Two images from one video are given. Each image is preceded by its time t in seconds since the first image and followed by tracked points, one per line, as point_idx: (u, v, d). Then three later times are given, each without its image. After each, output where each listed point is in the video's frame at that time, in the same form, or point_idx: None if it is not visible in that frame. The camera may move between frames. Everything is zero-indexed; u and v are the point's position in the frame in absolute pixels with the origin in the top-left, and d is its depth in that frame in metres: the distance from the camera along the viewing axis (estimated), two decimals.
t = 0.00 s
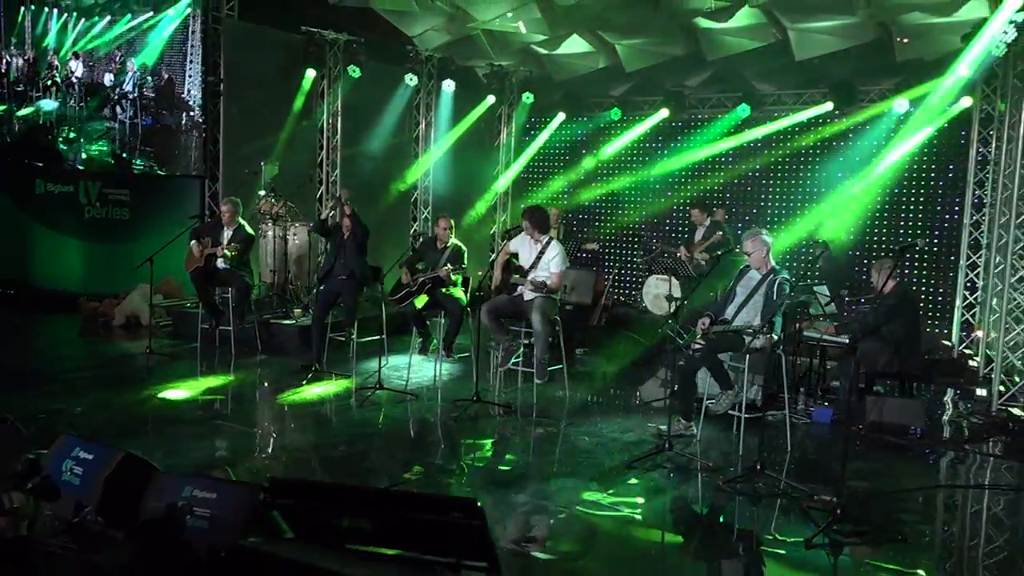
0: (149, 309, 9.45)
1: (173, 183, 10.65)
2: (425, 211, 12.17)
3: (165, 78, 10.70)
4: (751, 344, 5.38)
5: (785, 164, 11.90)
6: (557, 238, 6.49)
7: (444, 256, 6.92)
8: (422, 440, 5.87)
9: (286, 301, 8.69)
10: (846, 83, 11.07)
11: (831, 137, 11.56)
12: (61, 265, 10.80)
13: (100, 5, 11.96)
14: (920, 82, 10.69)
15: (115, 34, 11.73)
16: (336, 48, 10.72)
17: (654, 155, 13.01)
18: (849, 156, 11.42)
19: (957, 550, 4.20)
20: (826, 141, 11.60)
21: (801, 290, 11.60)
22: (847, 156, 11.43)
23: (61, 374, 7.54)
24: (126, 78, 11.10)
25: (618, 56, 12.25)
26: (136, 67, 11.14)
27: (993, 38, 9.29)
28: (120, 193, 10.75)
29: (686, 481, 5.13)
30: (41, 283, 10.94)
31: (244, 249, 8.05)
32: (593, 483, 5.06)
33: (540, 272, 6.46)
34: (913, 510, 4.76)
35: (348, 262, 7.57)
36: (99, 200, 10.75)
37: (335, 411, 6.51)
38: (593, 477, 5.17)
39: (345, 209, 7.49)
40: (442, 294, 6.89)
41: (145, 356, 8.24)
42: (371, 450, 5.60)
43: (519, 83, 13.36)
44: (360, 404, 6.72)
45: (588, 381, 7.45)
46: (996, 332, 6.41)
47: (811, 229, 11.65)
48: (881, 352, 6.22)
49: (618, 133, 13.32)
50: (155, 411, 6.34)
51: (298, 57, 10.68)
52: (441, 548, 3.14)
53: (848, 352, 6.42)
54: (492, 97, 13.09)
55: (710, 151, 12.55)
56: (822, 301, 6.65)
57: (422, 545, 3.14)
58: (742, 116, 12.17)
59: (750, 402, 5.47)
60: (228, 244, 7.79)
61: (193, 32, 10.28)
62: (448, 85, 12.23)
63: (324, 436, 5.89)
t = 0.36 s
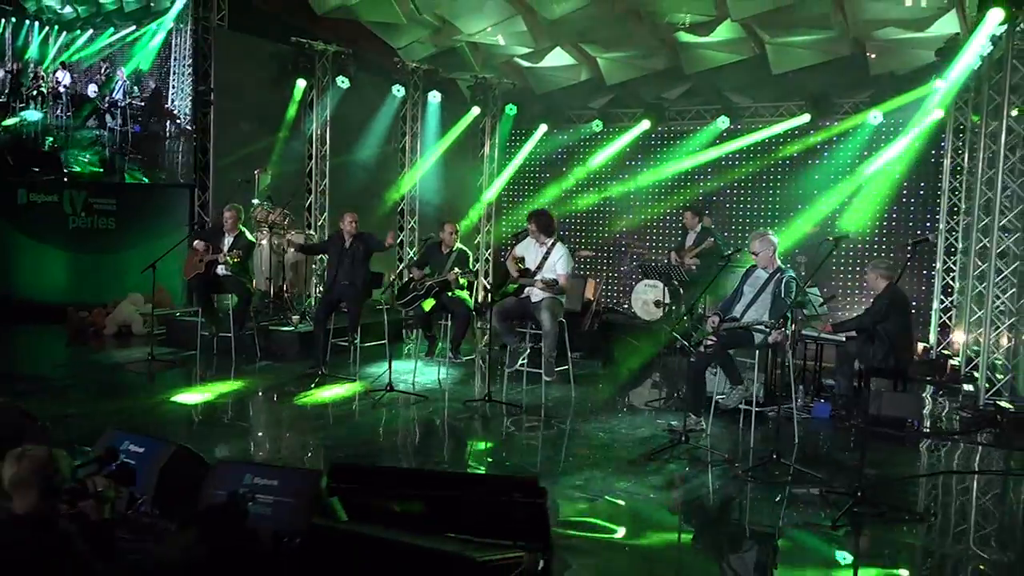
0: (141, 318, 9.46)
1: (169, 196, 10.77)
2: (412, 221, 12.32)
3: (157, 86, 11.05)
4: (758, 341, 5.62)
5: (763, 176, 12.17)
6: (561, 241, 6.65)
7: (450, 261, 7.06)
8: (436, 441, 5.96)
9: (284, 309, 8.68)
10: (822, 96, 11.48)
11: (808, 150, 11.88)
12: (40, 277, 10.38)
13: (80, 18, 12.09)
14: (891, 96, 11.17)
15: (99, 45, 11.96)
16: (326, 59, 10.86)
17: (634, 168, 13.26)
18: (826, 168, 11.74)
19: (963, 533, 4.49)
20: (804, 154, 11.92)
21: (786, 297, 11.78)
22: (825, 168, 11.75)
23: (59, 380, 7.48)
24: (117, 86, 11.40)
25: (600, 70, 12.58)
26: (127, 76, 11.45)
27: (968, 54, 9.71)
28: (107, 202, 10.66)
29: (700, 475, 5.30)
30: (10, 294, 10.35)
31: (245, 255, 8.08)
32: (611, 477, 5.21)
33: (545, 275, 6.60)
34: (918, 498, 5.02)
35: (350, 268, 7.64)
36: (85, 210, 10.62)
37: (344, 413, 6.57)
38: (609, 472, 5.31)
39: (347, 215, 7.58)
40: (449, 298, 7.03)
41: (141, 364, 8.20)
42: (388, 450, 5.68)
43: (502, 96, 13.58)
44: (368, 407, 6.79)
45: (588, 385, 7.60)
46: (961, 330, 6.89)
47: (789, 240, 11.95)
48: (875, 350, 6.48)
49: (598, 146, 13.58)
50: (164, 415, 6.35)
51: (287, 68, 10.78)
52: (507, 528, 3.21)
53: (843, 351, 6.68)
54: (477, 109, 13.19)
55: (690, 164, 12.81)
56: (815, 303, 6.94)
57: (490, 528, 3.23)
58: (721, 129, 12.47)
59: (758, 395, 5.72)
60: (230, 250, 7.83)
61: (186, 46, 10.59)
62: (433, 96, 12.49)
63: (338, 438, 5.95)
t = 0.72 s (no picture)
0: (142, 325, 9.44)
1: (159, 204, 10.82)
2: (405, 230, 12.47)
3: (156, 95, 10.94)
4: (770, 336, 5.90)
5: (751, 184, 12.48)
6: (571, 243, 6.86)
7: (462, 264, 7.23)
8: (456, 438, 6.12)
9: (287, 315, 8.74)
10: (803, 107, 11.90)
11: (795, 159, 12.22)
12: (34, 286, 10.56)
13: (72, 32, 12.16)
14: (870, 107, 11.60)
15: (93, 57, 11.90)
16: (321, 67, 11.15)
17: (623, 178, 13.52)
18: (813, 176, 12.10)
19: (971, 514, 4.79)
20: (790, 163, 12.27)
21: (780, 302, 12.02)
22: (812, 176, 12.10)
23: (69, 383, 7.51)
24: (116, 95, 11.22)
25: (586, 81, 12.90)
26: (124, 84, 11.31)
27: (951, 68, 10.13)
28: (104, 211, 10.71)
29: (717, 466, 5.52)
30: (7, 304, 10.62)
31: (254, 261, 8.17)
32: (633, 468, 5.41)
33: (556, 275, 6.79)
34: (925, 484, 5.34)
35: (360, 273, 7.76)
36: (79, 219, 10.65)
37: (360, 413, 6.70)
38: (631, 463, 5.52)
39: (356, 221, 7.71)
40: (461, 301, 7.20)
41: (148, 369, 8.25)
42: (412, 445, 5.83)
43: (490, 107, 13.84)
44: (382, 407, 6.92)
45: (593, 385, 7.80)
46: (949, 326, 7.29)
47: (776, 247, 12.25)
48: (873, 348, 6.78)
49: (586, 157, 13.85)
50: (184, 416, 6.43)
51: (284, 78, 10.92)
52: (561, 505, 3.45)
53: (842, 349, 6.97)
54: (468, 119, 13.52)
55: (679, 173, 13.09)
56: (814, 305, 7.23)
57: (545, 504, 3.46)
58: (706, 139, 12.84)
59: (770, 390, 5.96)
60: (241, 255, 7.92)
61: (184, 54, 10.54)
62: (425, 106, 12.71)
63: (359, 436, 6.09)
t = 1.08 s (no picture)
0: (145, 332, 9.49)
1: (150, 214, 10.69)
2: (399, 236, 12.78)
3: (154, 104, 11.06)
4: (776, 334, 6.23)
5: (741, 192, 12.95)
6: (581, 249, 7.15)
7: (474, 269, 7.48)
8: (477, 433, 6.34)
9: (294, 321, 8.90)
10: (785, 119, 12.35)
11: (781, 168, 12.73)
12: (32, 293, 10.79)
13: (68, 45, 12.06)
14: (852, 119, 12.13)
15: (92, 70, 11.87)
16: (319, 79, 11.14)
17: (614, 187, 13.92)
18: (800, 185, 12.59)
19: (974, 498, 5.13)
20: (777, 172, 12.77)
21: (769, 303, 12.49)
22: (799, 185, 12.59)
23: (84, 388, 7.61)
24: (116, 104, 11.35)
25: (574, 93, 13.18)
26: (125, 95, 11.34)
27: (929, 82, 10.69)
28: (100, 219, 10.71)
29: (731, 459, 5.81)
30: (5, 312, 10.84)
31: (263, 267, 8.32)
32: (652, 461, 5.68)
33: (565, 279, 7.10)
34: (926, 471, 5.68)
35: (371, 278, 7.97)
36: (76, 228, 10.74)
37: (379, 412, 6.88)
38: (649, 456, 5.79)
39: (366, 227, 7.92)
40: (472, 305, 7.44)
41: (158, 373, 8.35)
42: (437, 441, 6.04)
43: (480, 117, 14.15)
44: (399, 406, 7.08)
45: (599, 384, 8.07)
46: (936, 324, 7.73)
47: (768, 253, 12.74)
48: (867, 346, 7.11)
49: (576, 166, 14.23)
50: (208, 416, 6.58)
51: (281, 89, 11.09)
52: (612, 486, 3.60)
53: (838, 347, 7.30)
54: (459, 128, 13.85)
55: (670, 182, 13.54)
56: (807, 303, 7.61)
57: (598, 484, 3.59)
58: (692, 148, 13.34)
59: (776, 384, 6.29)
60: (252, 261, 8.08)
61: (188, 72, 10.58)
62: (419, 116, 13.01)
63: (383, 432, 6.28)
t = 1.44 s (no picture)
0: (155, 336, 9.66)
1: (156, 219, 10.80)
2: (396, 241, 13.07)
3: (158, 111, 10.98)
4: (783, 332, 6.60)
5: (733, 199, 13.38)
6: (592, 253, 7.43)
7: (486, 273, 7.72)
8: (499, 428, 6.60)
9: (306, 324, 9.11)
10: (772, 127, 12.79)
11: (771, 176, 13.17)
12: (39, 300, 10.89)
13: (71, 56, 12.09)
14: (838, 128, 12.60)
15: (93, 81, 11.81)
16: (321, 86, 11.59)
17: (609, 194, 14.30)
18: (790, 191, 13.02)
19: (976, 480, 5.49)
20: (767, 179, 13.20)
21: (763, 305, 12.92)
22: (789, 192, 13.03)
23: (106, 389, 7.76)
24: (124, 110, 11.20)
25: (566, 101, 13.56)
26: (133, 101, 11.30)
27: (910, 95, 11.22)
28: (105, 225, 10.88)
29: (745, 449, 6.12)
30: (13, 318, 10.95)
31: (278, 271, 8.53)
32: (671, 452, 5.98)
33: (576, 282, 7.38)
34: (929, 458, 6.03)
35: (385, 281, 8.20)
36: (82, 234, 10.90)
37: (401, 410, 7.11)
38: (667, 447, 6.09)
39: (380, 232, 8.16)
40: (486, 306, 7.71)
41: (174, 375, 8.50)
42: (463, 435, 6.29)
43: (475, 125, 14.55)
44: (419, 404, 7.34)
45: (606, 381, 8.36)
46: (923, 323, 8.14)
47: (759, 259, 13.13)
48: (863, 342, 7.48)
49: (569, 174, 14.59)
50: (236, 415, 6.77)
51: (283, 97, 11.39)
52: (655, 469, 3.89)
53: (836, 343, 7.66)
54: (455, 136, 14.20)
55: (662, 190, 13.93)
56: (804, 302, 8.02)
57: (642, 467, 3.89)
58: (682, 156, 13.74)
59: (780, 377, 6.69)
60: (268, 265, 8.28)
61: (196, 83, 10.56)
62: (417, 124, 13.34)
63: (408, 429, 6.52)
